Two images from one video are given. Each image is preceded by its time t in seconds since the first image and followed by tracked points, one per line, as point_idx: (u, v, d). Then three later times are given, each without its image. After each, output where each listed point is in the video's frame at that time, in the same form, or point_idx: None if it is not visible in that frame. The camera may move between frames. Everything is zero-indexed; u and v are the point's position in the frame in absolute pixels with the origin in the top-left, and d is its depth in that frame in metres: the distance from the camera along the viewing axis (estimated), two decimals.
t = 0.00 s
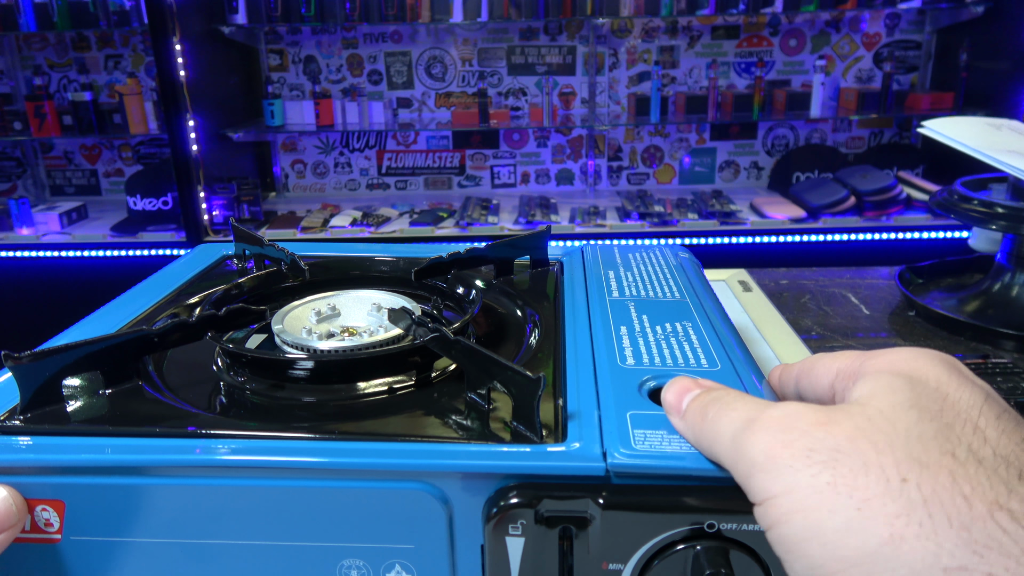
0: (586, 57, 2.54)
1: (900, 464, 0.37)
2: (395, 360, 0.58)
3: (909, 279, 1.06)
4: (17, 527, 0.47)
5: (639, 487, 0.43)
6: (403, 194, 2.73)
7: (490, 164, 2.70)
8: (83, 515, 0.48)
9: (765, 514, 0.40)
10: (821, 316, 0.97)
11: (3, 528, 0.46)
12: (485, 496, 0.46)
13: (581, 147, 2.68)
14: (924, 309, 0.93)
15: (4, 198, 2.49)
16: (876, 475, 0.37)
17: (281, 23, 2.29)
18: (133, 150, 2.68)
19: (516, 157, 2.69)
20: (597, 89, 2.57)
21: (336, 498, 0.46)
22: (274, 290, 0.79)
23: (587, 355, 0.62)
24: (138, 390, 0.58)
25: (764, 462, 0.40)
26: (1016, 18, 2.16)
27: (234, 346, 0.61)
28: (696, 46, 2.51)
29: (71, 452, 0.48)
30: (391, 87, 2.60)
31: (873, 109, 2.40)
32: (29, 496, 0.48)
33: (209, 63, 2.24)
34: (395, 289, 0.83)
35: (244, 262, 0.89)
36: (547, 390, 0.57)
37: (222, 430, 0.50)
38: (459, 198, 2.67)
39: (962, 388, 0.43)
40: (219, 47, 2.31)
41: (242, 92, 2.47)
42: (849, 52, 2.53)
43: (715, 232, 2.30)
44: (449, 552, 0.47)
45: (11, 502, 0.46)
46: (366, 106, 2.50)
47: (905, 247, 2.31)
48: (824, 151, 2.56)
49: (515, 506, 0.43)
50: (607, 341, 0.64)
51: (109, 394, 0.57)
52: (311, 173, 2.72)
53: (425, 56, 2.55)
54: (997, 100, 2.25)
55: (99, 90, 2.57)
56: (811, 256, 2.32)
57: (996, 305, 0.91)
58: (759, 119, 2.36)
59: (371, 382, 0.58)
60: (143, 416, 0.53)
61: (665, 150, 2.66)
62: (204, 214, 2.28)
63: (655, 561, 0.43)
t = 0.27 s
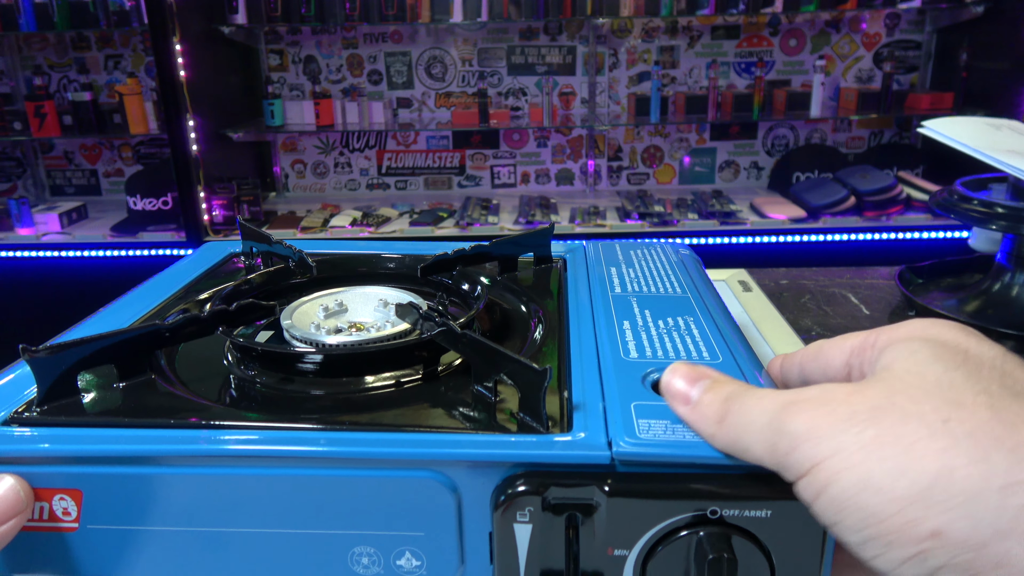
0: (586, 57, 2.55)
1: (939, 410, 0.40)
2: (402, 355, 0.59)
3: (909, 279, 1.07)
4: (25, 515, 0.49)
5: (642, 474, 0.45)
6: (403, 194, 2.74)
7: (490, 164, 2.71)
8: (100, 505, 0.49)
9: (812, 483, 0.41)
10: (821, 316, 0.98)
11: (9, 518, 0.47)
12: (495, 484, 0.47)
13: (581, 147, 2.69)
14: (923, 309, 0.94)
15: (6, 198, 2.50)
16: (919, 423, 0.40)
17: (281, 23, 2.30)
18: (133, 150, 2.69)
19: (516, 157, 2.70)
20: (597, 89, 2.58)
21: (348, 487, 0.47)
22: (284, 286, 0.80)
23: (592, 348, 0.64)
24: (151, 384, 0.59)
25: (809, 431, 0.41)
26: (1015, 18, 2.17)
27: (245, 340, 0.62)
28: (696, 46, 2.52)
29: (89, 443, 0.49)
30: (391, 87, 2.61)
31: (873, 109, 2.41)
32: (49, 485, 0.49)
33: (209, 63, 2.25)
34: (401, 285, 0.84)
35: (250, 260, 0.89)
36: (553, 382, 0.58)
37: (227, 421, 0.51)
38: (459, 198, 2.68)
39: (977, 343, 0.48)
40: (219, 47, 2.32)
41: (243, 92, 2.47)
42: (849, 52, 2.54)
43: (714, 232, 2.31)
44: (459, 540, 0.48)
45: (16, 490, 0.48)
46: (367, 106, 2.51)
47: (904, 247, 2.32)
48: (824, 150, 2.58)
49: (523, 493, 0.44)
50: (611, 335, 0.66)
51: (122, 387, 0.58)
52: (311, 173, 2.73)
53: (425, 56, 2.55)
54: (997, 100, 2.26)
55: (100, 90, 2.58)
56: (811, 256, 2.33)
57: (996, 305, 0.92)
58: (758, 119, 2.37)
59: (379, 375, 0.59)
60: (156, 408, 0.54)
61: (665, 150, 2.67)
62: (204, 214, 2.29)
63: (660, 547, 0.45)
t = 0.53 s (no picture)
0: (586, 57, 2.54)
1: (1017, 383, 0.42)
2: (412, 354, 0.59)
3: (909, 279, 1.07)
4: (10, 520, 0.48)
5: (660, 472, 0.46)
6: (403, 194, 2.74)
7: (490, 164, 2.71)
8: (113, 508, 0.49)
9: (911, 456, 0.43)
10: (822, 316, 0.98)
11: None
12: (511, 482, 0.47)
13: (581, 147, 2.69)
14: (924, 309, 0.94)
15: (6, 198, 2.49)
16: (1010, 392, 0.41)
17: (281, 23, 2.30)
18: (133, 150, 2.69)
19: (516, 157, 2.70)
20: (597, 89, 2.58)
21: (363, 486, 0.47)
22: (289, 286, 0.80)
23: (603, 345, 0.64)
24: (161, 385, 0.58)
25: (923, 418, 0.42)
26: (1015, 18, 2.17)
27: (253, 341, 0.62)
28: (696, 46, 2.52)
29: (102, 445, 0.49)
30: (391, 87, 2.61)
31: (873, 109, 2.41)
32: (61, 487, 0.49)
33: (209, 63, 2.25)
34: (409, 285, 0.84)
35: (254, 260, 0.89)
36: (565, 380, 0.58)
37: (229, 423, 0.51)
38: (460, 198, 2.68)
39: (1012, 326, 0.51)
40: (219, 47, 2.32)
41: (242, 92, 2.47)
42: (849, 52, 2.54)
43: (714, 232, 2.31)
44: (476, 538, 0.48)
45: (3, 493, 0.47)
46: (366, 106, 2.51)
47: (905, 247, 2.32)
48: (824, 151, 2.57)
49: (540, 490, 0.45)
50: (620, 332, 0.66)
51: (132, 389, 0.58)
52: (311, 173, 2.73)
53: (425, 56, 2.55)
54: (997, 100, 2.26)
55: (99, 90, 2.58)
56: (811, 256, 2.33)
57: (996, 305, 0.91)
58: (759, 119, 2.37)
59: (388, 375, 0.59)
60: (167, 410, 0.54)
61: (665, 150, 2.67)
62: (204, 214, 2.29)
63: (677, 543, 0.46)
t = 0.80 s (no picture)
0: (586, 57, 2.54)
1: None
2: (412, 355, 0.59)
3: (909, 279, 1.07)
4: None
5: (659, 472, 0.46)
6: (403, 194, 2.74)
7: (490, 164, 2.71)
8: (114, 508, 0.49)
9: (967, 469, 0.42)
10: (822, 316, 0.98)
11: None
12: (512, 481, 0.47)
13: (581, 147, 2.69)
14: (924, 309, 0.94)
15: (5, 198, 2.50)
16: None
17: (281, 23, 2.30)
18: (133, 150, 2.69)
19: (516, 157, 2.70)
20: (597, 89, 2.58)
21: (364, 486, 0.47)
22: (289, 286, 0.80)
23: (604, 344, 0.64)
24: (161, 385, 0.58)
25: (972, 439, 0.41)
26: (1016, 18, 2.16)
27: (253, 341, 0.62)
28: (696, 46, 2.52)
29: (103, 445, 0.49)
30: (391, 87, 2.61)
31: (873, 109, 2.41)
32: (62, 488, 0.49)
33: (208, 63, 2.25)
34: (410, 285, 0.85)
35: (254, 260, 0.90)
36: (565, 380, 0.58)
37: (227, 422, 0.51)
38: (459, 198, 2.68)
39: None
40: (218, 47, 2.32)
41: (242, 92, 2.47)
42: (849, 52, 2.54)
43: (714, 232, 2.31)
44: (476, 538, 0.48)
45: None
46: (366, 106, 2.51)
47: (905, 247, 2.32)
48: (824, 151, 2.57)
49: (541, 490, 0.45)
50: (620, 332, 0.66)
51: (132, 389, 0.58)
52: (311, 173, 2.73)
53: (425, 56, 2.55)
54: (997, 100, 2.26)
55: (99, 90, 2.58)
56: (811, 256, 2.33)
57: (996, 305, 0.91)
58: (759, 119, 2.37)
59: (388, 375, 0.59)
60: (168, 410, 0.54)
61: (665, 150, 2.67)
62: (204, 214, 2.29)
63: (677, 543, 0.46)
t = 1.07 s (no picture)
0: (586, 57, 2.54)
1: None
2: (412, 355, 0.59)
3: (909, 279, 1.07)
4: None
5: (660, 472, 0.46)
6: (403, 194, 2.74)
7: (490, 164, 2.71)
8: (115, 507, 0.49)
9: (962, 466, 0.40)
10: (821, 316, 0.98)
11: None
12: (511, 481, 0.47)
13: (581, 147, 2.69)
14: (924, 309, 0.94)
15: (5, 198, 2.49)
16: None
17: (281, 23, 2.30)
18: (133, 150, 2.69)
19: (516, 157, 2.70)
20: (597, 89, 2.58)
21: (363, 486, 0.47)
22: (291, 286, 0.80)
23: (603, 344, 0.64)
24: (161, 385, 0.59)
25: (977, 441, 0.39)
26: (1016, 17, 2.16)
27: (253, 341, 0.62)
28: (696, 46, 2.52)
29: (102, 445, 0.49)
30: (391, 87, 2.61)
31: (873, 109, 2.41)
32: (62, 487, 0.49)
33: (209, 63, 2.25)
34: (410, 285, 0.85)
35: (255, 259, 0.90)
36: (565, 379, 0.58)
37: (227, 422, 0.51)
38: (459, 198, 2.68)
39: None
40: (218, 47, 2.32)
41: (242, 92, 2.47)
42: (849, 52, 2.54)
43: (715, 232, 2.31)
44: (475, 538, 0.48)
45: None
46: (366, 106, 2.51)
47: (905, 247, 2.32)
48: (824, 151, 2.58)
49: (540, 489, 0.45)
50: (620, 332, 0.66)
51: (132, 389, 0.58)
52: (311, 173, 2.73)
53: (425, 56, 2.55)
54: (997, 100, 2.26)
55: (99, 90, 2.58)
56: (811, 256, 2.33)
57: (997, 304, 0.91)
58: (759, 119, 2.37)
59: (388, 374, 0.59)
60: (167, 410, 0.54)
61: (666, 150, 2.67)
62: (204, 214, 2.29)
63: (676, 542, 0.46)
